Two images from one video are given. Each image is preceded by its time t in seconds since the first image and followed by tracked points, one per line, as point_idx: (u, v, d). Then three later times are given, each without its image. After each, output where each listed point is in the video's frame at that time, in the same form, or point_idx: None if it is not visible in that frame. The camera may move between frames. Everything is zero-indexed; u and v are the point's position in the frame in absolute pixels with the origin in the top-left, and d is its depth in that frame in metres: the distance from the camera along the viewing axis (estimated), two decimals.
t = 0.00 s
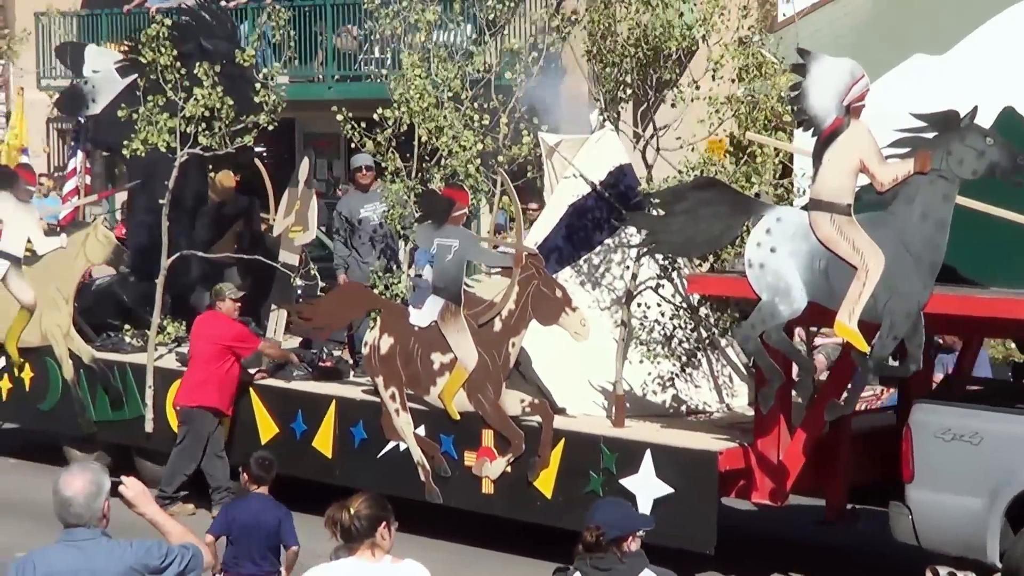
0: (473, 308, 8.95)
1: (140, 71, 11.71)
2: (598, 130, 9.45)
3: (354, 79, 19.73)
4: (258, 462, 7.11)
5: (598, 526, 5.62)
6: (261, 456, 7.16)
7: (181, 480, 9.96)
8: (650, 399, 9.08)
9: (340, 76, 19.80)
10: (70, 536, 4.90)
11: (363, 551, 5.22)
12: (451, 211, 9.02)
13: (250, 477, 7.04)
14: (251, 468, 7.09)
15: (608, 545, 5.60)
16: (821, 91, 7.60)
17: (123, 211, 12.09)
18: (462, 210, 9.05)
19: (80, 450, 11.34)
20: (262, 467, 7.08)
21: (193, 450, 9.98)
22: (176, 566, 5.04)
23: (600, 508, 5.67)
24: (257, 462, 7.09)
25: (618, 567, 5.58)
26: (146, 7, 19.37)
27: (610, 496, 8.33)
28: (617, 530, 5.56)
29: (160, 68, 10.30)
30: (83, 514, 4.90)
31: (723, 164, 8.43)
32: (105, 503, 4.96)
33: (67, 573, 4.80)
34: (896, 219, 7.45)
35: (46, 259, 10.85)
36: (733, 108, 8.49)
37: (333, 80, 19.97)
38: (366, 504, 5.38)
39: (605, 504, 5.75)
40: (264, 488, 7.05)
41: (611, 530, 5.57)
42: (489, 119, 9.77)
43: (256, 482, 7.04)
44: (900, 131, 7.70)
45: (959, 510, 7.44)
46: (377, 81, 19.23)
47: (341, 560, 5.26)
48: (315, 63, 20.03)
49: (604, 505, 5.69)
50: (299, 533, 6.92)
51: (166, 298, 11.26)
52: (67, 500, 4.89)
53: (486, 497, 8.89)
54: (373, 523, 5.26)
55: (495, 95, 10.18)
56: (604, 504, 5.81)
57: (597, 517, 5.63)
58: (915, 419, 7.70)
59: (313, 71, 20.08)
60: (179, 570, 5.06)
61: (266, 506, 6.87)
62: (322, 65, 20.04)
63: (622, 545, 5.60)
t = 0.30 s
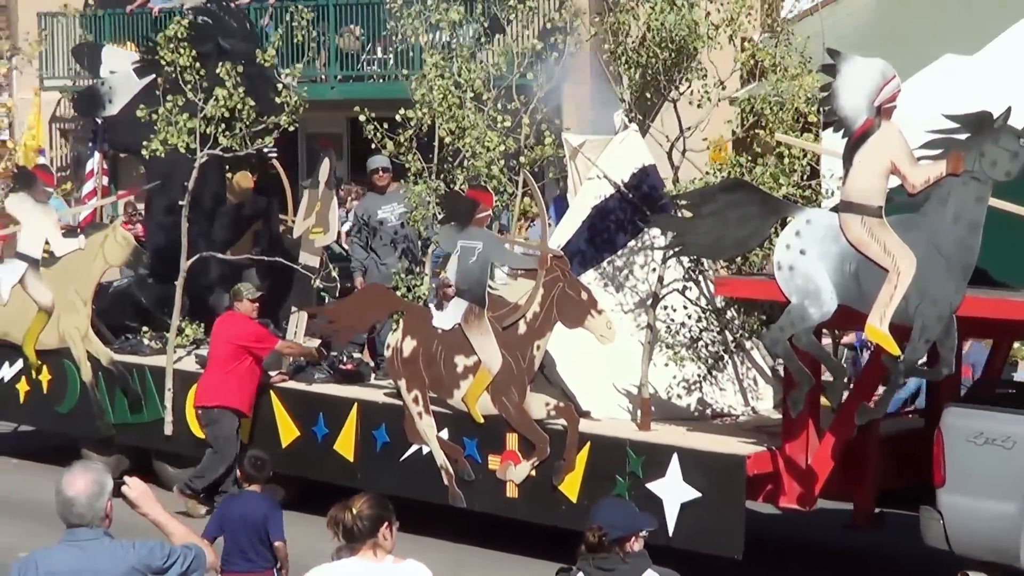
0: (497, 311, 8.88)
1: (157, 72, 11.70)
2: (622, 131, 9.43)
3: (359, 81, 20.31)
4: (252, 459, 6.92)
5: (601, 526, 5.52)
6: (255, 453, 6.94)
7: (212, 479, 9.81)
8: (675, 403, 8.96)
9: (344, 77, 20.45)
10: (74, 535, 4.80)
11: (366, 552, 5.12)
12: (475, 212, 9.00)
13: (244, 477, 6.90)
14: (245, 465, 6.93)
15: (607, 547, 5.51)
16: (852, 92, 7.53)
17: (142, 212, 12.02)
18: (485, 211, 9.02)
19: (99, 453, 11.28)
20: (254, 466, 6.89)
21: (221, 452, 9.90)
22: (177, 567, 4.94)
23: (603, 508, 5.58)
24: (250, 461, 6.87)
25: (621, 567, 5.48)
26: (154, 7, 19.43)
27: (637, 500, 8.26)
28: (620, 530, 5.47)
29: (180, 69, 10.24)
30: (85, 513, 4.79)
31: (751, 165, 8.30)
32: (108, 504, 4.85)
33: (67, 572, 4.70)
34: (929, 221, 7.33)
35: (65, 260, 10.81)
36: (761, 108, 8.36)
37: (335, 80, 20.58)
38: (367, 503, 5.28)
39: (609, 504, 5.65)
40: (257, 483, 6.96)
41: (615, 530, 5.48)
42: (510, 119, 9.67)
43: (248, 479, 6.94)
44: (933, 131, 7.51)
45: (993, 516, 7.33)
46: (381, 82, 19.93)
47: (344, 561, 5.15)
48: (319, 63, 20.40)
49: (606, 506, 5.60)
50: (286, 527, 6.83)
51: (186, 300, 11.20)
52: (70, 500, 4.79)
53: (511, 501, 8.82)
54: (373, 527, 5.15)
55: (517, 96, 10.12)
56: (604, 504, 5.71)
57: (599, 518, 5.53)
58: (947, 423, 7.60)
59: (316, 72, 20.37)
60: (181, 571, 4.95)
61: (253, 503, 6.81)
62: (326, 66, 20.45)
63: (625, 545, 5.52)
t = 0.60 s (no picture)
0: (521, 313, 8.81)
1: (177, 72, 11.67)
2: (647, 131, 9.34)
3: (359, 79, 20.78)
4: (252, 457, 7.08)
5: (606, 527, 5.42)
6: (257, 452, 7.08)
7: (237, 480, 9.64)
8: (700, 406, 8.90)
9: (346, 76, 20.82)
10: (76, 535, 4.82)
11: (369, 552, 5.18)
12: (500, 213, 8.88)
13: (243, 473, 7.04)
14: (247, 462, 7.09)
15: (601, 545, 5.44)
16: (883, 93, 7.46)
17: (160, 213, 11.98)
18: (510, 213, 8.92)
19: (116, 456, 11.21)
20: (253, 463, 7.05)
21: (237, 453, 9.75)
22: (181, 566, 4.96)
23: (607, 508, 5.48)
24: (249, 458, 7.05)
25: (624, 569, 5.40)
26: (161, 9, 19.52)
27: (663, 504, 8.19)
28: (625, 530, 5.38)
29: (199, 69, 10.22)
30: (88, 514, 4.81)
31: (779, 166, 8.21)
32: (110, 503, 4.88)
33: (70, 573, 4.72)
34: (962, 222, 7.23)
35: (83, 261, 10.70)
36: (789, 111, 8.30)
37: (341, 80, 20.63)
38: (370, 503, 5.30)
39: (613, 503, 5.54)
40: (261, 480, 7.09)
41: (619, 530, 5.39)
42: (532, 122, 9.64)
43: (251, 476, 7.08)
44: (967, 133, 7.42)
45: None
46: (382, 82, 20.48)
47: (347, 561, 5.20)
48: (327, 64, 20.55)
49: (610, 505, 5.49)
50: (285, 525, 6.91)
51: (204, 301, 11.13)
52: (72, 499, 4.81)
53: (535, 506, 8.75)
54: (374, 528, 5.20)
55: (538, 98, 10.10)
56: (608, 502, 5.60)
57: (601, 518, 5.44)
58: (978, 427, 7.51)
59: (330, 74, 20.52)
60: (185, 571, 4.97)
61: (253, 497, 6.94)
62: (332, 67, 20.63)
63: (630, 544, 5.42)
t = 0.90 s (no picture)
0: (542, 315, 8.75)
1: (190, 71, 11.56)
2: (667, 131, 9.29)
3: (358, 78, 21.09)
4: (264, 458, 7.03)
5: (610, 528, 5.53)
6: (268, 453, 7.03)
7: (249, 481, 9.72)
8: (722, 408, 8.83)
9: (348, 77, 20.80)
10: (74, 536, 4.98)
11: (368, 552, 5.44)
12: (519, 214, 8.78)
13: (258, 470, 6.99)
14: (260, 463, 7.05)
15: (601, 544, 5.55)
16: (910, 93, 7.38)
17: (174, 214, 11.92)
18: (530, 214, 8.81)
19: (130, 459, 11.13)
20: (266, 464, 7.00)
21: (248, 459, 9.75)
22: (179, 570, 5.13)
23: (608, 510, 5.60)
24: (262, 460, 7.01)
25: (624, 570, 5.53)
26: (170, 11, 19.54)
27: (686, 508, 8.12)
28: (629, 530, 5.51)
29: (216, 68, 10.21)
30: (86, 514, 4.98)
31: (803, 166, 8.12)
32: (107, 504, 5.05)
33: (68, 572, 4.88)
34: (990, 223, 7.14)
35: (98, 262, 10.65)
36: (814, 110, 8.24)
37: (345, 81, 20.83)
38: (369, 504, 5.61)
39: (613, 504, 5.68)
40: (274, 482, 7.04)
41: (623, 531, 5.51)
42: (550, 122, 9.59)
43: (265, 477, 7.02)
44: (995, 134, 7.39)
45: None
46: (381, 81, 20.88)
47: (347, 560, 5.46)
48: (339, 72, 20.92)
49: (611, 507, 5.62)
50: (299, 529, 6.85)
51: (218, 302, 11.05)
52: (69, 500, 4.98)
53: (555, 509, 8.67)
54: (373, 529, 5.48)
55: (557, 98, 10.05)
56: (607, 505, 5.74)
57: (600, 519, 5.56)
58: (1004, 430, 7.36)
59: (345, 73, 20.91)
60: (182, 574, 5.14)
61: (269, 499, 6.89)
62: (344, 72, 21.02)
63: (631, 545, 5.55)
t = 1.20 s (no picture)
0: (562, 317, 8.71)
1: (203, 71, 11.60)
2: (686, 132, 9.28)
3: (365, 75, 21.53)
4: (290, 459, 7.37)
5: (618, 530, 5.23)
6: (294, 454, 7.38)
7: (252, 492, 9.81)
8: (742, 411, 8.74)
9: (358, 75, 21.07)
10: (74, 535, 4.91)
11: (369, 552, 5.39)
12: (539, 216, 8.73)
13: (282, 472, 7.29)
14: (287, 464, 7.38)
15: (603, 545, 5.25)
16: (937, 93, 7.25)
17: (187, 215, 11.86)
18: (550, 215, 8.74)
19: (144, 462, 11.06)
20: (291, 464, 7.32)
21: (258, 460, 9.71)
22: None
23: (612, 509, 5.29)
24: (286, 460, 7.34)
25: (626, 571, 5.21)
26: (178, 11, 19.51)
27: (708, 511, 8.04)
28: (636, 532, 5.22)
29: (231, 69, 10.16)
30: (87, 513, 4.90)
31: (826, 167, 8.03)
32: (107, 502, 4.98)
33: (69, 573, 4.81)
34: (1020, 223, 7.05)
35: (109, 264, 10.62)
36: (837, 109, 8.13)
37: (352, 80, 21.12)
38: (373, 505, 5.58)
39: (612, 503, 5.37)
40: (299, 482, 7.31)
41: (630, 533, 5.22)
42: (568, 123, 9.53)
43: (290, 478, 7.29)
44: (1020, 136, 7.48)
45: None
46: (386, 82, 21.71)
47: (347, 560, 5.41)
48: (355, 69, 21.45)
49: (613, 506, 5.31)
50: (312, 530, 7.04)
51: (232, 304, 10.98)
52: (71, 499, 4.90)
53: (575, 512, 8.59)
54: (377, 529, 5.45)
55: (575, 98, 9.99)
56: (608, 502, 5.43)
57: (601, 522, 5.26)
58: None
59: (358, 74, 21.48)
60: None
61: (285, 501, 7.12)
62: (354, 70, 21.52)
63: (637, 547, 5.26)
